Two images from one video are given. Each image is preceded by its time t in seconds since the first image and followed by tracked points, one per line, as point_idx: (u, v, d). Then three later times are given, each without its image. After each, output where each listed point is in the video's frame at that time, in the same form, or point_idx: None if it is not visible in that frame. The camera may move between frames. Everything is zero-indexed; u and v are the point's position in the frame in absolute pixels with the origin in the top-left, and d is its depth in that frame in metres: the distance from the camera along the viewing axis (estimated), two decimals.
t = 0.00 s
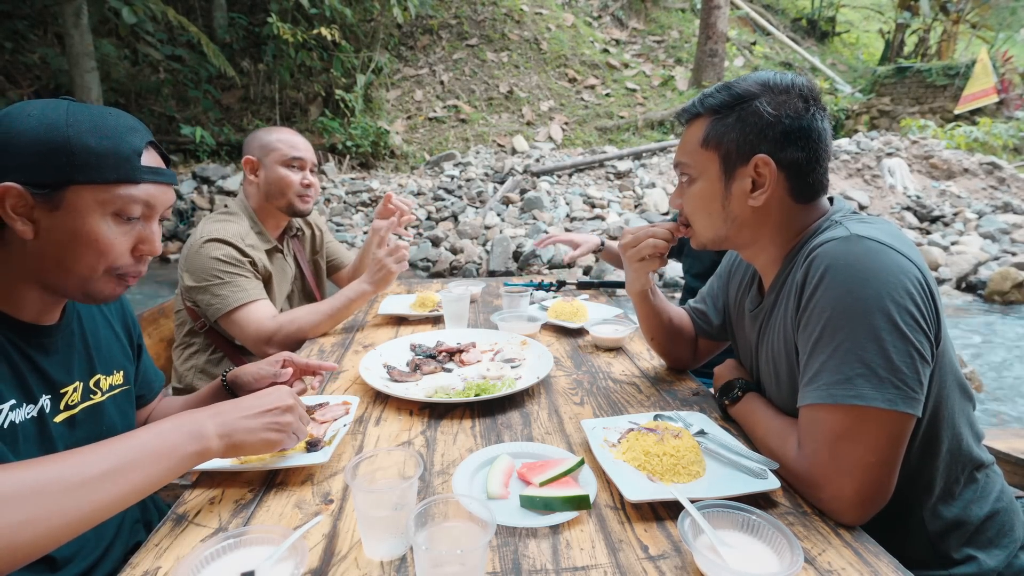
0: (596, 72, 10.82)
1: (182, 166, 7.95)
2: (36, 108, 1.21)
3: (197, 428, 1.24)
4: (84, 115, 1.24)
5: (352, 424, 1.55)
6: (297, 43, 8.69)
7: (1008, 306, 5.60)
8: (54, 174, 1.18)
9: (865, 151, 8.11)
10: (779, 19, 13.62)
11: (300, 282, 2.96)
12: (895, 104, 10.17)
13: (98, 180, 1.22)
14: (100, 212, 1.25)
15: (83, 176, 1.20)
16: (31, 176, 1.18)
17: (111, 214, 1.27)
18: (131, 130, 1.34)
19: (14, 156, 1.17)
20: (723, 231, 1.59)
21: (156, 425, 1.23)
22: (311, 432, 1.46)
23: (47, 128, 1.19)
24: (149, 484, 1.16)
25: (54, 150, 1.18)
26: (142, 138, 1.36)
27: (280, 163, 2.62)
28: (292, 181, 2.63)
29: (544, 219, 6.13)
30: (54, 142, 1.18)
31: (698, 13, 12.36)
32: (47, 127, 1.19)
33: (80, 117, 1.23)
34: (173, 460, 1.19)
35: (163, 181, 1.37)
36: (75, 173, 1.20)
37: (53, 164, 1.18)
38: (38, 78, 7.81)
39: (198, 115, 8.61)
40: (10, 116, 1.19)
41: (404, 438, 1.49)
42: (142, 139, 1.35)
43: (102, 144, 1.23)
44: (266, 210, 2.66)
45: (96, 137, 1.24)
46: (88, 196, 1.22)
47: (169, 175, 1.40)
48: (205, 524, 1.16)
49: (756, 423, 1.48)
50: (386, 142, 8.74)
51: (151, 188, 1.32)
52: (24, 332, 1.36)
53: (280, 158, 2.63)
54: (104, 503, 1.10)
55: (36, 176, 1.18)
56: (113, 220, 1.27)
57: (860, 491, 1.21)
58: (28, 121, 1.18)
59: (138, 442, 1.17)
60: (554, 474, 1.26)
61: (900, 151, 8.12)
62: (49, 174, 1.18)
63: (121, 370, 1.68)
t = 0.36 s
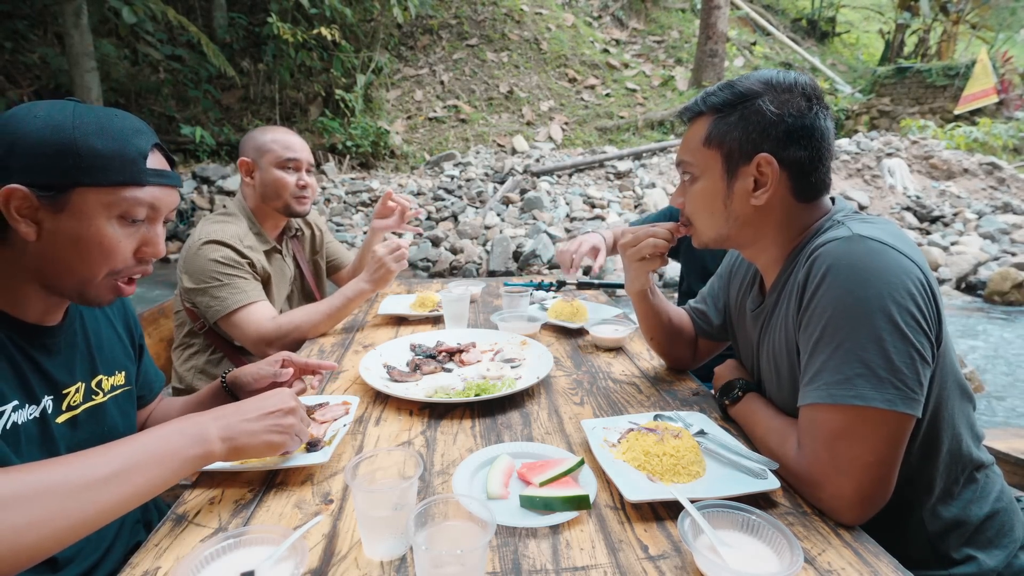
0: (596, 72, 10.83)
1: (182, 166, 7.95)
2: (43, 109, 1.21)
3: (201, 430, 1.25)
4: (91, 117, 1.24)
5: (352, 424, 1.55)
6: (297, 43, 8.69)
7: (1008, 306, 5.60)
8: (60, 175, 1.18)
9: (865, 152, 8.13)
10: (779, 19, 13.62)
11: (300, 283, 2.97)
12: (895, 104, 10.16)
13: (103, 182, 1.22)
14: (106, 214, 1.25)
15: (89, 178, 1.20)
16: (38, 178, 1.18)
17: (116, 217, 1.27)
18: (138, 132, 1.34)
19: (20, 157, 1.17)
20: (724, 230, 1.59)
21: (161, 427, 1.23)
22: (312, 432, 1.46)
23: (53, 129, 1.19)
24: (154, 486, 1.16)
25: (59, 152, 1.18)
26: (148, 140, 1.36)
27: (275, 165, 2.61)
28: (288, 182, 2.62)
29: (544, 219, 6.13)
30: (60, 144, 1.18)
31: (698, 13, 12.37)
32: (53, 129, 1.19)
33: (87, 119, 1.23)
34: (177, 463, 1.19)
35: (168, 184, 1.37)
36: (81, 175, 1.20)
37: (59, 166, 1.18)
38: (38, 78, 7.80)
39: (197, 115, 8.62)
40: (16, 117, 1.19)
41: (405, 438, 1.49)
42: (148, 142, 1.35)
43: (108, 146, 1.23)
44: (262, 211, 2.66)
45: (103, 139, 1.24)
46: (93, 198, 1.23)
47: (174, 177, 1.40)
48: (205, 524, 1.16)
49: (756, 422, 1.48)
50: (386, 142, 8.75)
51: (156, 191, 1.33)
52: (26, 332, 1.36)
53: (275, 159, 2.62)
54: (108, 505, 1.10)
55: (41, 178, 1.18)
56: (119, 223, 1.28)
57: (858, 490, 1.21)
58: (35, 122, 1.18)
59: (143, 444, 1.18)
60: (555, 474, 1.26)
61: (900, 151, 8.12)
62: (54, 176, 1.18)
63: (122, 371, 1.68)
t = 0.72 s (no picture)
0: (596, 72, 10.82)
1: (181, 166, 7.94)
2: (44, 110, 1.21)
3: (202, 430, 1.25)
4: (92, 117, 1.24)
5: (351, 424, 1.55)
6: (296, 43, 8.68)
7: (1009, 306, 5.58)
8: (61, 176, 1.18)
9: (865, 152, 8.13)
10: (779, 19, 13.62)
11: (299, 283, 2.96)
12: (896, 104, 10.12)
13: (103, 183, 1.22)
14: (107, 215, 1.24)
15: (90, 179, 1.20)
16: (40, 179, 1.18)
17: (117, 218, 1.26)
18: (139, 133, 1.34)
19: (22, 159, 1.17)
20: (777, 228, 1.53)
21: (160, 428, 1.23)
22: (311, 432, 1.45)
23: (54, 131, 1.19)
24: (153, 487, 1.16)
25: (60, 153, 1.18)
26: (149, 141, 1.35)
27: (270, 164, 2.61)
28: (283, 180, 2.62)
29: (544, 219, 6.12)
30: (60, 144, 1.18)
31: (698, 13, 12.37)
32: (54, 130, 1.19)
33: (89, 119, 1.23)
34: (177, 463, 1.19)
35: (169, 185, 1.36)
36: (81, 176, 1.20)
37: (62, 167, 1.18)
38: (38, 78, 7.80)
39: (197, 115, 8.62)
40: (18, 118, 1.19)
41: (404, 438, 1.49)
42: (150, 142, 1.35)
43: (110, 147, 1.23)
44: (260, 211, 2.66)
45: (104, 140, 1.23)
46: (94, 199, 1.22)
47: (176, 178, 1.40)
48: (204, 525, 1.15)
49: (756, 424, 1.49)
50: (386, 142, 8.75)
51: (157, 192, 1.32)
52: (26, 333, 1.36)
53: (270, 158, 2.62)
54: (108, 504, 1.10)
55: (42, 179, 1.18)
56: (120, 224, 1.27)
57: (862, 492, 1.20)
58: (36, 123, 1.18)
59: (142, 446, 1.17)
60: (554, 474, 1.25)
61: (901, 151, 8.10)
62: (55, 177, 1.18)
63: (122, 372, 1.67)
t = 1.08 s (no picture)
0: (596, 71, 10.81)
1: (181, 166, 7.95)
2: (47, 112, 1.21)
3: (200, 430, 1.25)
4: (96, 119, 1.24)
5: (351, 424, 1.55)
6: (296, 43, 8.67)
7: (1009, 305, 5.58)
8: (65, 178, 1.18)
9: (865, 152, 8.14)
10: (779, 19, 13.61)
11: (299, 283, 2.96)
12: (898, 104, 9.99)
13: (107, 185, 1.22)
14: (110, 217, 1.24)
15: (94, 180, 1.20)
16: (44, 181, 1.18)
17: (121, 219, 1.26)
18: (142, 135, 1.34)
19: (27, 162, 1.17)
20: (889, 229, 1.37)
21: (157, 428, 1.23)
22: (311, 432, 1.45)
23: (60, 133, 1.19)
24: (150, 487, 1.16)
25: (64, 155, 1.18)
26: (153, 143, 1.36)
27: (266, 164, 2.61)
28: (279, 180, 2.61)
29: (544, 219, 6.12)
30: (65, 147, 1.18)
31: (698, 13, 12.36)
32: (58, 132, 1.19)
33: (92, 121, 1.23)
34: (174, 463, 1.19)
35: (172, 187, 1.37)
36: (85, 178, 1.20)
37: (66, 168, 1.18)
38: (37, 78, 7.80)
39: (197, 115, 8.64)
40: (21, 120, 1.19)
41: (404, 439, 1.49)
42: (153, 144, 1.35)
43: (112, 149, 1.23)
44: (257, 211, 2.65)
45: (107, 141, 1.24)
46: (98, 201, 1.22)
47: (178, 180, 1.40)
48: (204, 525, 1.15)
49: (779, 425, 1.45)
50: (386, 142, 8.75)
51: (160, 194, 1.32)
52: (28, 334, 1.36)
53: (267, 158, 2.62)
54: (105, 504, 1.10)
55: (47, 182, 1.18)
56: (123, 225, 1.27)
57: (882, 504, 1.17)
58: (40, 125, 1.18)
59: (138, 445, 1.17)
60: (554, 474, 1.25)
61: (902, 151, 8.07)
62: (59, 179, 1.18)
63: (122, 372, 1.67)
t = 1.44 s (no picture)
0: (596, 71, 10.81)
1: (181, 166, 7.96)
2: (51, 113, 1.21)
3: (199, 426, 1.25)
4: (99, 120, 1.25)
5: (351, 424, 1.55)
6: (296, 43, 8.65)
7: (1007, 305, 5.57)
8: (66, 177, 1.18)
9: (865, 152, 8.14)
10: (779, 19, 13.60)
11: (298, 283, 2.96)
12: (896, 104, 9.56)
13: (109, 185, 1.22)
14: (111, 218, 1.24)
15: (95, 181, 1.20)
16: (45, 182, 1.18)
17: (122, 220, 1.26)
18: (144, 136, 1.34)
19: (30, 164, 1.17)
20: (989, 235, 1.25)
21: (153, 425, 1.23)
22: (311, 432, 1.46)
23: (63, 134, 1.19)
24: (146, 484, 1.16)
25: (66, 156, 1.18)
26: (154, 145, 1.36)
27: (262, 165, 2.61)
28: (276, 181, 2.62)
29: (544, 219, 6.12)
30: (67, 147, 1.18)
31: (698, 13, 12.37)
32: (61, 133, 1.19)
33: (95, 123, 1.23)
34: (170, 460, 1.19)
35: (173, 188, 1.37)
36: (87, 178, 1.20)
37: (67, 169, 1.18)
38: (37, 78, 7.80)
39: (196, 115, 8.65)
40: (24, 121, 1.19)
41: (404, 439, 1.49)
42: (155, 145, 1.35)
43: (114, 149, 1.23)
44: (254, 211, 2.65)
45: (109, 142, 1.24)
46: (99, 202, 1.22)
47: (180, 182, 1.40)
48: (205, 525, 1.15)
49: (791, 430, 1.44)
50: (386, 142, 8.76)
51: (161, 194, 1.32)
52: (28, 335, 1.36)
53: (263, 159, 2.62)
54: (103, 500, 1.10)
55: (49, 182, 1.18)
56: (124, 226, 1.27)
57: (889, 513, 1.17)
58: (43, 126, 1.19)
59: (135, 443, 1.17)
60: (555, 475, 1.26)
61: (901, 151, 8.05)
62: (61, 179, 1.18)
63: (122, 372, 1.67)
